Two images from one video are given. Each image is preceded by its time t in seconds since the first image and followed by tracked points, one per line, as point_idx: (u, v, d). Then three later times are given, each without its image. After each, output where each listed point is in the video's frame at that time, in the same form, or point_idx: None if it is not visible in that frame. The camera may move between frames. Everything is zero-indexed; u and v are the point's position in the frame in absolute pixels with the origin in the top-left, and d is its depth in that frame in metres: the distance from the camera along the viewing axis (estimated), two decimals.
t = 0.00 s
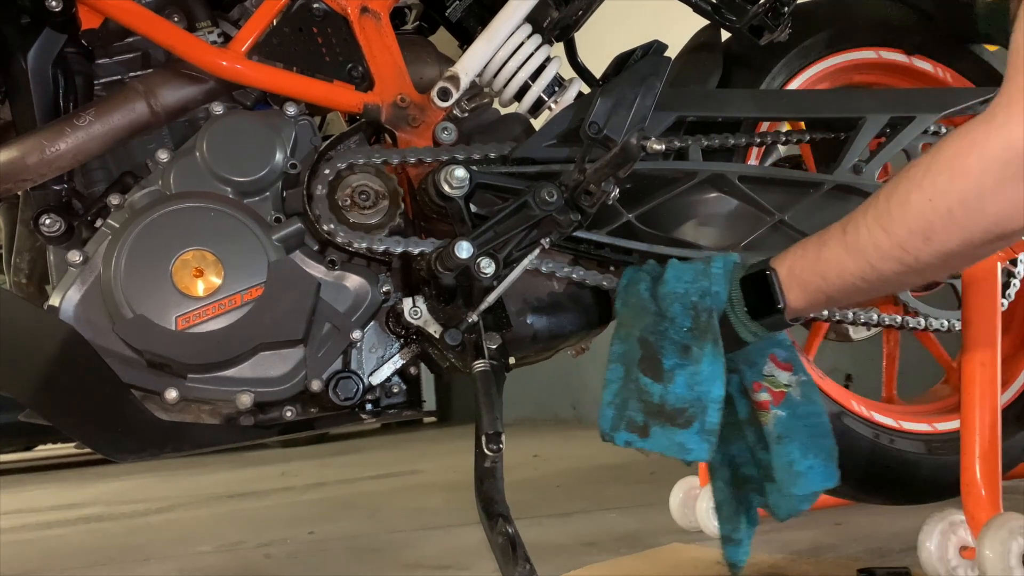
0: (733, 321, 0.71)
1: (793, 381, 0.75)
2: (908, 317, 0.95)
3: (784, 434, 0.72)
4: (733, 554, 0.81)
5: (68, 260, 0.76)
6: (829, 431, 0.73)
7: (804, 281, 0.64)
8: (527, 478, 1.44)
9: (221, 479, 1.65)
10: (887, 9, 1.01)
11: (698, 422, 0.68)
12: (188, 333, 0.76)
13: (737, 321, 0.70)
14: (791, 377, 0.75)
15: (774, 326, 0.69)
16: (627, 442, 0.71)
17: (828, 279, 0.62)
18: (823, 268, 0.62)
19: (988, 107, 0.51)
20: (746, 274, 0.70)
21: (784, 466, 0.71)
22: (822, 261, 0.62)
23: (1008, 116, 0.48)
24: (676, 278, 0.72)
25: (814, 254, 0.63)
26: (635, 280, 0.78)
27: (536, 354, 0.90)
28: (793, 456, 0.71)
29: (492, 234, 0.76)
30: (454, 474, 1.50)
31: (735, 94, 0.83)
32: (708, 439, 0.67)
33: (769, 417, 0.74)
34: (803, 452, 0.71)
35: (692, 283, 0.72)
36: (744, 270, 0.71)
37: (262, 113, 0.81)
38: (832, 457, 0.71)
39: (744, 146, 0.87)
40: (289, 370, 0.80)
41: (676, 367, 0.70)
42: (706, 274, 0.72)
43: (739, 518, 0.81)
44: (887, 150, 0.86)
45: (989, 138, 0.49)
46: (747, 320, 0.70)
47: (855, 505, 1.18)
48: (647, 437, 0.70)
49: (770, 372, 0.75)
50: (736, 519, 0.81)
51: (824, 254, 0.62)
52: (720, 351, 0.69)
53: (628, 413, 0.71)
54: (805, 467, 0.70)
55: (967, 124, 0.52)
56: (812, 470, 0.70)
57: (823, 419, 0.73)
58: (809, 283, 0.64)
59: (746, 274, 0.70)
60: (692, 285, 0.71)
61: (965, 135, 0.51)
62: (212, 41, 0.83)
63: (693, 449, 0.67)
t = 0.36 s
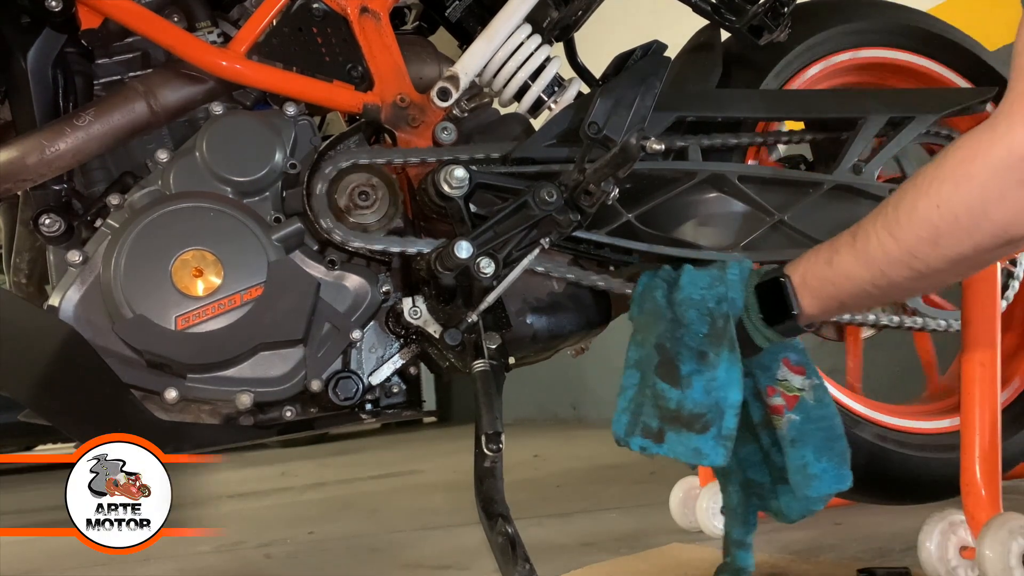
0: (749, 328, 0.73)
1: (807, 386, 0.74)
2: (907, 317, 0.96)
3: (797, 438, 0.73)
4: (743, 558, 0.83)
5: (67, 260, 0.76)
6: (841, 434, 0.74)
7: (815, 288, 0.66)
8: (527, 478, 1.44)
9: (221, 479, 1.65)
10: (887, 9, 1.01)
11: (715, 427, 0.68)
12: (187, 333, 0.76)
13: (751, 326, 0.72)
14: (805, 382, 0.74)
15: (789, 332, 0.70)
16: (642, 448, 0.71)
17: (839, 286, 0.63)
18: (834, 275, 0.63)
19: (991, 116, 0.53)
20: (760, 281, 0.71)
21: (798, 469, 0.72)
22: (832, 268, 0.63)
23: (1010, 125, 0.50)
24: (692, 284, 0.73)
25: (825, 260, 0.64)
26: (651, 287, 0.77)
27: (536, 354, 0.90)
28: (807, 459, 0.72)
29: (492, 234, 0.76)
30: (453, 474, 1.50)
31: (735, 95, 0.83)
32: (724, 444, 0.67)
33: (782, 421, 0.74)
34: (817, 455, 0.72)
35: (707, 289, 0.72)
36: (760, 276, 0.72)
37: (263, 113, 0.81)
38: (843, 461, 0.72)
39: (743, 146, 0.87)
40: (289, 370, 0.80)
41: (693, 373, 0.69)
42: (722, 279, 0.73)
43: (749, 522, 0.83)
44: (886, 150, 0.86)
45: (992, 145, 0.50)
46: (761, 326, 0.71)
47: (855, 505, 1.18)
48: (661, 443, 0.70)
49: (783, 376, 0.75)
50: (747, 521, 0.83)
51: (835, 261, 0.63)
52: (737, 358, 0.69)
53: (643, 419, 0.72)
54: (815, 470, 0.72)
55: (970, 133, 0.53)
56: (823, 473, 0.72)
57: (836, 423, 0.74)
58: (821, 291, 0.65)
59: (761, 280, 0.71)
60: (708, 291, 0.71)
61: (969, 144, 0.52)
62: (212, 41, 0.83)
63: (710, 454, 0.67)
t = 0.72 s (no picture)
0: (746, 324, 0.72)
1: (804, 382, 0.76)
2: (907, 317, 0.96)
3: (794, 435, 0.74)
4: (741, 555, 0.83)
5: (67, 260, 0.76)
6: (837, 431, 0.75)
7: (813, 284, 0.66)
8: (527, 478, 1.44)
9: (221, 479, 1.65)
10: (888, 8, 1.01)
11: (711, 425, 0.69)
12: (187, 333, 0.76)
13: (748, 321, 0.71)
14: (802, 378, 0.76)
15: (787, 328, 0.70)
16: (641, 448, 0.71)
17: (838, 282, 0.63)
18: (832, 271, 0.63)
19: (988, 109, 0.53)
20: (758, 277, 0.71)
21: (794, 466, 0.73)
22: (831, 263, 0.63)
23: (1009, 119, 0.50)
24: (688, 281, 0.73)
25: (823, 256, 0.64)
26: (647, 285, 0.78)
27: (536, 354, 0.90)
28: (802, 456, 0.73)
29: (492, 234, 0.76)
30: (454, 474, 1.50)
31: (735, 95, 0.83)
32: (720, 442, 0.69)
33: (779, 417, 0.75)
34: (812, 452, 0.73)
35: (703, 287, 0.72)
36: (756, 273, 0.72)
37: (263, 113, 0.81)
38: (840, 458, 0.73)
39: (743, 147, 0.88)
40: (289, 370, 0.80)
41: (690, 371, 0.70)
42: (719, 277, 0.73)
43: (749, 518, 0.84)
44: (887, 150, 0.86)
45: (992, 139, 0.51)
46: (759, 322, 0.71)
47: (855, 505, 1.18)
48: (659, 442, 0.70)
49: (781, 373, 0.76)
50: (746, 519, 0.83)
51: (833, 257, 0.63)
52: (735, 355, 0.69)
53: (641, 418, 0.71)
54: (812, 465, 0.73)
55: (968, 127, 0.54)
56: (819, 470, 0.73)
57: (832, 419, 0.75)
58: (819, 286, 0.65)
59: (758, 277, 0.71)
60: (705, 289, 0.72)
61: (968, 138, 0.53)
62: (212, 41, 0.83)
63: (705, 451, 0.69)
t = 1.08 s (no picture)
0: (756, 324, 0.72)
1: (811, 381, 0.76)
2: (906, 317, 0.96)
3: (802, 433, 0.76)
4: (748, 552, 0.85)
5: (68, 260, 0.76)
6: (845, 427, 0.77)
7: (825, 290, 0.67)
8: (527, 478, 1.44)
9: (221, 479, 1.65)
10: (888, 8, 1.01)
11: (729, 424, 0.69)
12: (187, 334, 0.76)
13: (758, 322, 0.72)
14: (809, 376, 0.76)
15: (796, 330, 0.71)
16: (657, 447, 0.72)
17: (851, 289, 0.64)
18: (844, 278, 0.64)
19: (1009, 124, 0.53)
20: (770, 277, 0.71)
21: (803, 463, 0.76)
22: (843, 270, 0.64)
23: None
24: (699, 281, 0.73)
25: (836, 262, 0.65)
26: (658, 285, 0.77)
27: (536, 354, 0.90)
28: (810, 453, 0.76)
29: (492, 234, 0.76)
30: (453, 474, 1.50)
31: (735, 95, 0.83)
32: (738, 441, 0.69)
33: (787, 416, 0.77)
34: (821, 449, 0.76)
35: (715, 287, 0.72)
36: (767, 273, 0.72)
37: (263, 113, 0.81)
38: (847, 454, 0.76)
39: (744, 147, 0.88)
40: (289, 370, 0.80)
41: (704, 370, 0.70)
42: (730, 277, 0.72)
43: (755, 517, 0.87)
44: (886, 150, 0.86)
45: (1011, 156, 0.50)
46: (768, 323, 0.71)
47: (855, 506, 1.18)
48: (675, 443, 0.71)
49: (789, 371, 0.77)
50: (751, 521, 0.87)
51: (846, 263, 0.64)
52: (748, 355, 0.69)
53: (658, 418, 0.72)
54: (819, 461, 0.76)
55: (987, 143, 0.53)
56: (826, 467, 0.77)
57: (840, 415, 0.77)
58: (830, 292, 0.66)
59: (769, 278, 0.71)
60: (717, 288, 0.72)
61: (986, 155, 0.52)
62: (212, 41, 0.83)
63: (723, 451, 0.69)
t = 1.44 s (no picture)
0: (762, 319, 0.73)
1: (820, 375, 0.76)
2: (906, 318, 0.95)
3: (812, 428, 0.75)
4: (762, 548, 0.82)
5: (68, 260, 0.76)
6: (854, 420, 0.76)
7: (832, 281, 0.66)
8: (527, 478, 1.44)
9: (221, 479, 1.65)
10: (888, 8, 1.01)
11: (739, 421, 0.69)
12: (187, 333, 0.76)
13: (765, 317, 0.73)
14: (817, 371, 0.76)
15: (802, 323, 0.71)
16: (667, 445, 0.71)
17: (858, 279, 0.63)
18: (851, 268, 0.64)
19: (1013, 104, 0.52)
20: (775, 273, 0.72)
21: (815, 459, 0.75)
22: (849, 260, 0.64)
23: None
24: (703, 277, 0.74)
25: (841, 252, 0.65)
26: (663, 282, 0.78)
27: (536, 354, 0.90)
28: (822, 449, 0.75)
29: (491, 234, 0.76)
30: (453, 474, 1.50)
31: (735, 95, 0.83)
32: (749, 437, 0.68)
33: (797, 411, 0.76)
34: (832, 445, 0.75)
35: (720, 282, 0.73)
36: (771, 269, 0.74)
37: (263, 113, 0.81)
38: (857, 450, 0.75)
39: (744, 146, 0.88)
40: (289, 370, 0.80)
41: (713, 367, 0.70)
42: (734, 272, 0.74)
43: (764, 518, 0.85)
44: (887, 150, 0.86)
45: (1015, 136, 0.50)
46: (776, 318, 0.72)
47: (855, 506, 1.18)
48: (686, 440, 0.70)
49: (797, 367, 0.76)
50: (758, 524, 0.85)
51: (853, 253, 0.63)
52: (754, 349, 0.70)
53: (666, 416, 0.71)
54: (830, 459, 0.75)
55: (991, 123, 0.52)
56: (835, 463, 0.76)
57: (851, 410, 0.76)
58: (836, 282, 0.66)
59: (773, 272, 0.72)
60: (721, 284, 0.73)
61: (991, 135, 0.51)
62: (212, 41, 0.83)
63: (735, 447, 0.68)
